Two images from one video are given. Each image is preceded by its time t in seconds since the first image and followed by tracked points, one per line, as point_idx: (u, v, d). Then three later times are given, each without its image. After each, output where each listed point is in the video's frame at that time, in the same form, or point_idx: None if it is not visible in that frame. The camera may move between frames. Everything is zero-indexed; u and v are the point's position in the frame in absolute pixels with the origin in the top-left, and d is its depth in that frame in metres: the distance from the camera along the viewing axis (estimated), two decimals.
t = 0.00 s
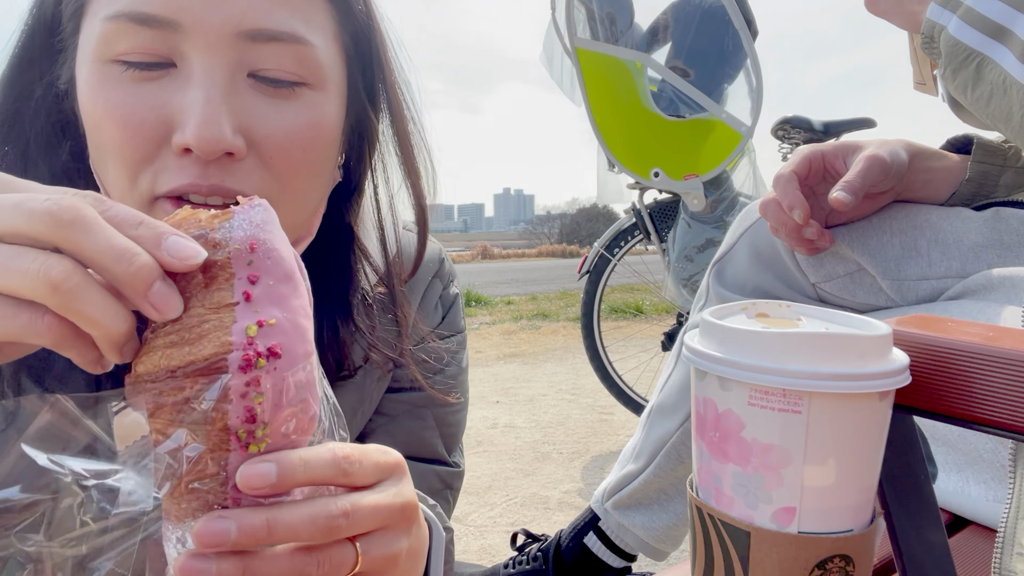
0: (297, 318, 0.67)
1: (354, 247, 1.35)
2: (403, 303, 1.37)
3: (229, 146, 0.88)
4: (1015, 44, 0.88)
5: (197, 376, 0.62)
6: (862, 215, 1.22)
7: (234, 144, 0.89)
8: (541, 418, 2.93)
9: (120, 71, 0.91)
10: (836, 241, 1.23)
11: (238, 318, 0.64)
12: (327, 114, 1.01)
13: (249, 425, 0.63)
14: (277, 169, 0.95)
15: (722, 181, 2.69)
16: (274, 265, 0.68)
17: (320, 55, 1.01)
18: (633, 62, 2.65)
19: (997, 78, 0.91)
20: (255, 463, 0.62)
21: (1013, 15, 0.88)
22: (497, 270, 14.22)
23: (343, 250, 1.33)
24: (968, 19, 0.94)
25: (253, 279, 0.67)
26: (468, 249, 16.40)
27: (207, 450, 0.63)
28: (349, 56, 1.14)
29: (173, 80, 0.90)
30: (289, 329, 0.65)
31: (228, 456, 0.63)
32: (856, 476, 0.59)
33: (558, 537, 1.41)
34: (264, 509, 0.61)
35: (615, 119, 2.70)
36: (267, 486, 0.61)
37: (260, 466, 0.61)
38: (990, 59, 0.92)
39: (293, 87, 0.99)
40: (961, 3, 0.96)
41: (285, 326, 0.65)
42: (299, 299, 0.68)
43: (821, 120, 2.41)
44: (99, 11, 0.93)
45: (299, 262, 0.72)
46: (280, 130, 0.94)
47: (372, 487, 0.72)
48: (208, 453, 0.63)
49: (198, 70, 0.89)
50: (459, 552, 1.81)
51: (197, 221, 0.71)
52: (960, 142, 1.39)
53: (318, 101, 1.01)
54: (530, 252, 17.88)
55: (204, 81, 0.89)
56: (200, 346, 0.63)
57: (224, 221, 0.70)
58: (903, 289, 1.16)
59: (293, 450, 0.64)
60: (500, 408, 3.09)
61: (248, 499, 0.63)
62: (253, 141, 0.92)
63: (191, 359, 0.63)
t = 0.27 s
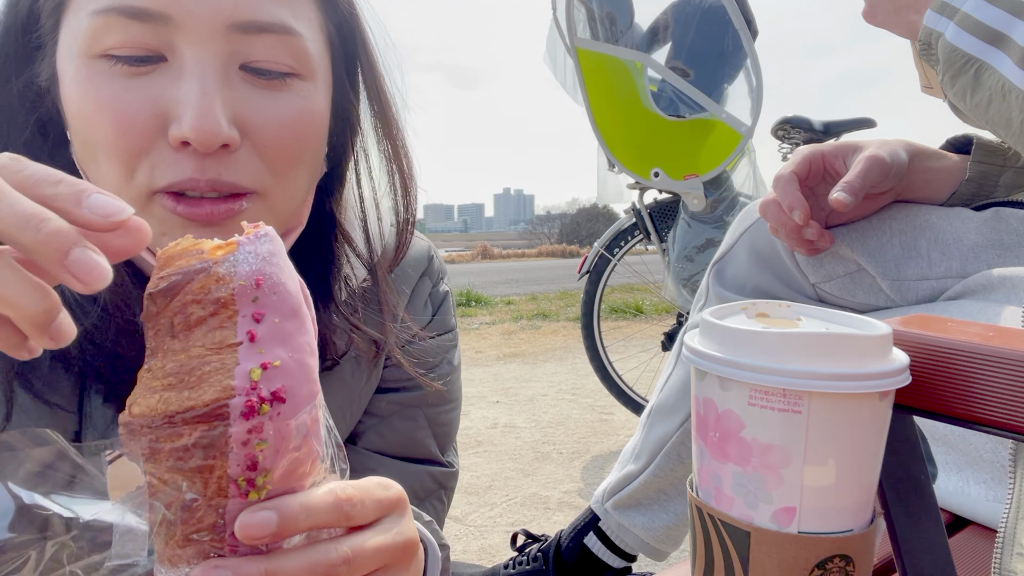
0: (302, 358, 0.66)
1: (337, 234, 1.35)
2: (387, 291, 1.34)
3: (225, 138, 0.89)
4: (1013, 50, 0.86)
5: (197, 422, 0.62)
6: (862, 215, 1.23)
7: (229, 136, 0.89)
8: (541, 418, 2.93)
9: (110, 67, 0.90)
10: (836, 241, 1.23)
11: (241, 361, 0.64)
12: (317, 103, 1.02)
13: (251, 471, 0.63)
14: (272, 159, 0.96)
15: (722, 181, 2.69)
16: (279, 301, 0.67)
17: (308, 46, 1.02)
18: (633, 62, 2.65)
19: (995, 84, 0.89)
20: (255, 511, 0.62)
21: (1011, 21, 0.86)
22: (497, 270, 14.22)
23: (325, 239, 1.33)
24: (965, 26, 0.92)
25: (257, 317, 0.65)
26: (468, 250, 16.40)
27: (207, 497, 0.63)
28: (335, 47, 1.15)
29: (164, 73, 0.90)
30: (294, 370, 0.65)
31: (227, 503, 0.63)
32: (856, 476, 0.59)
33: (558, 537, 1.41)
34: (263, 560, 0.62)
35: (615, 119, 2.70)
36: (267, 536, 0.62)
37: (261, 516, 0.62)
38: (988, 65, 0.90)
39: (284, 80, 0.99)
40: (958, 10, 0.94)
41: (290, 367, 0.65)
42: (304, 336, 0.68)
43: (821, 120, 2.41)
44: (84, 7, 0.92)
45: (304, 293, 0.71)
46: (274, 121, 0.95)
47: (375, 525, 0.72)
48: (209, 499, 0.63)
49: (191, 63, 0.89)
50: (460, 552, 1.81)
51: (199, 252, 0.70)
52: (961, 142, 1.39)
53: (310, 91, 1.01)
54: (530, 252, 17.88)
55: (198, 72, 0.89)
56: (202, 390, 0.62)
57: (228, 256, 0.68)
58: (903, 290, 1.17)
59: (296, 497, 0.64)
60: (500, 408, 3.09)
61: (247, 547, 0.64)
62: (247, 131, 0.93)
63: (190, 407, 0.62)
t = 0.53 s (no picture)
0: (315, 350, 0.68)
1: (329, 236, 1.36)
2: (380, 291, 1.33)
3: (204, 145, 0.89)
4: (1010, 53, 0.84)
5: (214, 410, 0.64)
6: (861, 215, 1.22)
7: (210, 143, 0.89)
8: (541, 418, 2.93)
9: (89, 76, 0.91)
10: (836, 241, 1.23)
11: (258, 351, 0.66)
12: (300, 106, 1.02)
13: (266, 460, 0.65)
14: (254, 162, 0.96)
15: (722, 181, 2.69)
16: (295, 293, 0.69)
17: (289, 49, 1.01)
18: (633, 62, 2.65)
19: (993, 87, 0.87)
20: (268, 502, 0.64)
21: (1008, 24, 0.85)
22: (497, 270, 14.22)
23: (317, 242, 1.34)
24: (963, 31, 0.91)
25: (274, 308, 0.67)
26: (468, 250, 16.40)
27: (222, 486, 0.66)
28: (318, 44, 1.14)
29: (141, 80, 0.90)
30: (308, 362, 0.67)
31: (240, 492, 0.66)
32: (856, 476, 0.59)
33: (558, 537, 1.41)
34: (275, 550, 0.64)
35: (615, 119, 2.70)
36: (280, 525, 0.64)
37: (274, 507, 0.64)
38: (986, 69, 0.87)
39: (264, 83, 0.98)
40: (955, 14, 0.93)
41: (305, 358, 0.67)
42: (318, 329, 0.70)
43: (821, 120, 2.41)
44: (63, 14, 0.92)
45: (317, 287, 0.73)
46: (254, 126, 0.95)
47: (382, 519, 0.75)
48: (225, 486, 0.66)
49: (168, 70, 0.89)
50: (460, 552, 1.81)
51: (217, 243, 0.72)
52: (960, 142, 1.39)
53: (291, 95, 1.01)
54: (530, 252, 17.89)
55: (175, 78, 0.89)
56: (220, 379, 0.64)
57: (247, 246, 0.70)
58: (903, 289, 1.17)
59: (307, 488, 0.67)
60: (500, 408, 3.09)
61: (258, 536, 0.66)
62: (228, 137, 0.93)
63: (208, 395, 0.64)
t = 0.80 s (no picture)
0: (334, 324, 0.70)
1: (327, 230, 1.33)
2: (379, 283, 1.31)
3: (181, 137, 0.89)
4: (1006, 55, 0.84)
5: (238, 377, 0.65)
6: (861, 215, 1.23)
7: (187, 136, 0.89)
8: (541, 418, 2.92)
9: (71, 72, 0.91)
10: (836, 241, 1.23)
11: (280, 322, 0.67)
12: (282, 99, 1.02)
13: (286, 429, 0.66)
14: (236, 155, 0.96)
15: (722, 181, 2.69)
16: (315, 268, 0.71)
17: (267, 41, 1.01)
18: (633, 62, 2.65)
19: (990, 90, 0.86)
20: (288, 469, 0.65)
21: (1003, 27, 0.84)
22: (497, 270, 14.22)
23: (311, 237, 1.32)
24: (957, 34, 0.89)
25: (295, 282, 0.69)
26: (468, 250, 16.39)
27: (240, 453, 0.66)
28: (302, 40, 1.13)
29: (120, 75, 0.90)
30: (327, 335, 0.69)
31: (262, 459, 0.67)
32: (856, 476, 0.59)
33: (558, 537, 1.41)
34: (294, 516, 0.66)
35: (615, 119, 2.70)
36: (298, 492, 0.65)
37: (294, 473, 0.65)
38: (982, 72, 0.87)
39: (241, 75, 0.98)
40: (949, 18, 0.90)
41: (324, 332, 0.69)
42: (336, 303, 0.72)
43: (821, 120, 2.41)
44: (46, 13, 0.93)
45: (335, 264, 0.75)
46: (233, 120, 0.95)
47: (393, 491, 0.77)
48: (244, 454, 0.67)
49: (145, 64, 0.89)
50: (460, 552, 1.81)
51: (240, 218, 0.73)
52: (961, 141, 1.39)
53: (269, 86, 1.01)
54: (530, 252, 17.89)
55: (152, 74, 0.89)
56: (244, 347, 0.65)
57: (269, 221, 0.72)
58: (903, 289, 1.17)
59: (323, 458, 0.69)
60: (500, 408, 3.09)
61: (276, 503, 0.68)
62: (207, 130, 0.93)
63: (232, 362, 0.65)
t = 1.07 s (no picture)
0: (371, 286, 0.80)
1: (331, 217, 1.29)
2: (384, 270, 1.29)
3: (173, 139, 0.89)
4: (1015, 28, 0.85)
5: (288, 330, 0.74)
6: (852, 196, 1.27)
7: (178, 137, 0.89)
8: (541, 418, 2.93)
9: (68, 75, 0.92)
10: (837, 239, 1.21)
11: (326, 282, 0.76)
12: (276, 99, 1.01)
13: (331, 379, 0.75)
14: (229, 156, 0.95)
15: (722, 181, 2.69)
16: (355, 235, 0.80)
17: (262, 42, 1.01)
18: (633, 62, 2.65)
19: (995, 64, 0.87)
20: (332, 420, 0.74)
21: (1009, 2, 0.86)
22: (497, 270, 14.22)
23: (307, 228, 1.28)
24: (956, 7, 0.92)
25: (337, 246, 0.78)
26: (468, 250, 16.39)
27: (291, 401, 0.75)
28: (299, 40, 1.13)
29: (116, 77, 0.91)
30: (367, 296, 0.78)
31: (309, 408, 0.75)
32: (856, 476, 0.59)
33: (558, 537, 1.41)
34: (337, 465, 0.74)
35: (615, 118, 2.70)
36: (341, 442, 0.73)
37: (337, 424, 0.73)
38: (985, 46, 0.88)
39: (234, 75, 0.98)
40: None
41: (364, 292, 0.78)
42: (372, 267, 0.81)
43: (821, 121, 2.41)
44: (46, 17, 0.94)
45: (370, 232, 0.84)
46: (226, 121, 0.94)
47: (421, 452, 0.84)
48: (290, 402, 0.75)
49: (139, 66, 0.90)
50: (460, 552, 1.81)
51: (288, 186, 0.82)
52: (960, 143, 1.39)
53: (262, 87, 1.00)
54: (530, 252, 17.89)
55: (146, 75, 0.89)
56: (294, 303, 0.75)
57: (315, 191, 0.81)
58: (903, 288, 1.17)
59: (359, 413, 0.77)
60: (500, 408, 3.09)
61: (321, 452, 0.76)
62: (199, 131, 0.92)
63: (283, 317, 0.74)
